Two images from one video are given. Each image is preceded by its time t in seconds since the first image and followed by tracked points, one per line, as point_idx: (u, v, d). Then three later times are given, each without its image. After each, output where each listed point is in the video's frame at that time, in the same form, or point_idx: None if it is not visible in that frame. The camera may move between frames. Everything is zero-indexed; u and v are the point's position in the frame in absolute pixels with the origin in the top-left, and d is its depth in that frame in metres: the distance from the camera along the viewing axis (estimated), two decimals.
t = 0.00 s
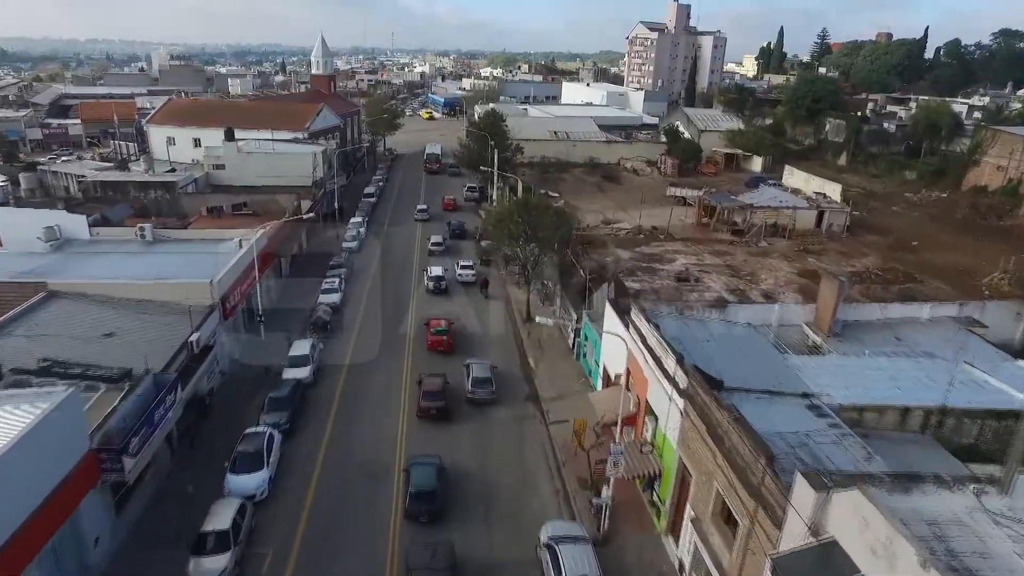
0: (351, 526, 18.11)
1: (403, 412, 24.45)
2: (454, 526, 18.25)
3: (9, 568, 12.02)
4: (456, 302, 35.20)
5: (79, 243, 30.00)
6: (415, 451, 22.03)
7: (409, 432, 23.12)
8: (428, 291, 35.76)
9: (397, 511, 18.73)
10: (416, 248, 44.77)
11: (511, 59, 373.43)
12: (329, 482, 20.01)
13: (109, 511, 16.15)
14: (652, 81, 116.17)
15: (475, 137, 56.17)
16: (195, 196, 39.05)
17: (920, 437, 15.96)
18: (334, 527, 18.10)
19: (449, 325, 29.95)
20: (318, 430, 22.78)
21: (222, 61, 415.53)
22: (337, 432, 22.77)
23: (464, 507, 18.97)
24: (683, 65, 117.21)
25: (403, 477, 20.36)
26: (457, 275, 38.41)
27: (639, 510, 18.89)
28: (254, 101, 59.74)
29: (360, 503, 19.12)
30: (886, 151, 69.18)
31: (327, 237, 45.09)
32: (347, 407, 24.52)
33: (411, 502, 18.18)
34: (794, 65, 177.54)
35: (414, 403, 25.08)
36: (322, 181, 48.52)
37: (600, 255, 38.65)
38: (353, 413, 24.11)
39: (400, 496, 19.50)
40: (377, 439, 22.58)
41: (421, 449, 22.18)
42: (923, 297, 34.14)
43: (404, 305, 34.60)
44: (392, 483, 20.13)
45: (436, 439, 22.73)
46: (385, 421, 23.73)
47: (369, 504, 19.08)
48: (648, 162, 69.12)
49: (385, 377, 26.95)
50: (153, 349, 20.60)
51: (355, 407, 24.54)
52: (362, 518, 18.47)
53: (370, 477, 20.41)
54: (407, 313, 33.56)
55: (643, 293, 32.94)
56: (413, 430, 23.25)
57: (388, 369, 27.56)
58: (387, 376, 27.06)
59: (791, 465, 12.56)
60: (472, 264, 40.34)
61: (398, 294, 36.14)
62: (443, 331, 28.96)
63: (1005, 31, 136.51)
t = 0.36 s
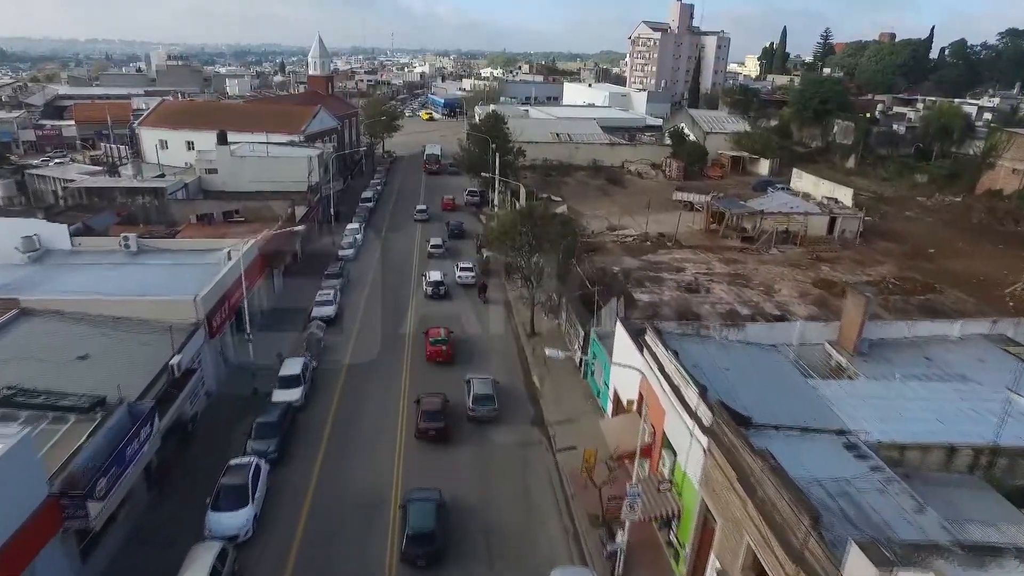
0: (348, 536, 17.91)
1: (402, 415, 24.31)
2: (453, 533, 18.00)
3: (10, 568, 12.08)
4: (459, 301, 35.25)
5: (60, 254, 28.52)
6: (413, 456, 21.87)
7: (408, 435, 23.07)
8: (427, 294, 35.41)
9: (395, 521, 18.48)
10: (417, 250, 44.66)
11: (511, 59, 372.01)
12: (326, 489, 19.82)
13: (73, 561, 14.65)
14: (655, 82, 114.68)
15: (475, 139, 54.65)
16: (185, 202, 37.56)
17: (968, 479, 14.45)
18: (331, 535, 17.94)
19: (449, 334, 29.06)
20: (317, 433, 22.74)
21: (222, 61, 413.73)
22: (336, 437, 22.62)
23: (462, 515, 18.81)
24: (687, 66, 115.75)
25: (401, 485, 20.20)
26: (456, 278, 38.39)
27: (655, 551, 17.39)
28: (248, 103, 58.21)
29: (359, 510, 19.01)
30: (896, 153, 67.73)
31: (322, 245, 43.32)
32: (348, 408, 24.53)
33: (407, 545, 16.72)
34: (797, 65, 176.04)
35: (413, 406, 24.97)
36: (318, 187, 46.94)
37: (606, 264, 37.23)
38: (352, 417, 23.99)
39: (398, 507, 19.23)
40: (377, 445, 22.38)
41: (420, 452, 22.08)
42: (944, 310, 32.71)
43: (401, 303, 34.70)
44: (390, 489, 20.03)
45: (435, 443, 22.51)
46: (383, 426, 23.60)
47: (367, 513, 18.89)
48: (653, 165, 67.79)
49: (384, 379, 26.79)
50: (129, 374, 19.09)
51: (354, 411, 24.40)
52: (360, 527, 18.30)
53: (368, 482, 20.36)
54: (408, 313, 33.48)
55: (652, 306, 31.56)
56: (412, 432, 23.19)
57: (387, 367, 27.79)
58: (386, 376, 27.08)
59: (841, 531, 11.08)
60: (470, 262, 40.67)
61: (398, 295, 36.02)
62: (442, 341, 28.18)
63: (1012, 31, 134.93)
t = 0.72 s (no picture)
0: (345, 545, 17.72)
1: (400, 417, 24.07)
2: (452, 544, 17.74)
3: None
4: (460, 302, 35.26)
5: (38, 266, 27.08)
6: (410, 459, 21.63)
7: (406, 437, 22.89)
8: (426, 298, 35.04)
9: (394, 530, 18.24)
10: (416, 252, 44.09)
11: (511, 59, 370.87)
12: (323, 497, 19.59)
13: None
14: (658, 83, 113.24)
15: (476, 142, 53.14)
16: (174, 209, 36.12)
17: None
18: (327, 544, 17.73)
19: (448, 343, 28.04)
20: (315, 437, 22.60)
21: (221, 61, 412.45)
22: (333, 441, 22.42)
23: (459, 523, 18.62)
24: (690, 66, 114.34)
25: (400, 491, 19.98)
26: (455, 279, 38.19)
27: None
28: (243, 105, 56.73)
29: (357, 516, 18.84)
30: (905, 156, 66.36)
31: (317, 253, 41.43)
32: (346, 409, 24.41)
33: None
34: (800, 65, 174.58)
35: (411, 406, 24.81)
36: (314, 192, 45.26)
37: (613, 274, 35.82)
38: (350, 419, 23.78)
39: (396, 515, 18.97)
40: (376, 449, 22.13)
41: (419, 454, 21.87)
42: (968, 323, 31.30)
43: (401, 303, 34.84)
44: (388, 495, 19.85)
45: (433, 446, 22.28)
46: (381, 428, 23.41)
47: (364, 521, 18.66)
48: (657, 167, 66.38)
49: (383, 381, 26.51)
50: (103, 404, 17.65)
51: (353, 413, 24.16)
52: (357, 536, 18.07)
53: (365, 486, 20.21)
54: (406, 314, 33.32)
55: (662, 319, 30.18)
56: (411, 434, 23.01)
57: (386, 367, 27.71)
58: (384, 376, 26.94)
59: None
60: (469, 264, 40.05)
61: (397, 296, 35.78)
62: (440, 351, 27.10)
63: (1018, 30, 133.47)
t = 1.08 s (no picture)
0: (342, 554, 17.43)
1: (399, 419, 23.81)
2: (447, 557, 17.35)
3: None
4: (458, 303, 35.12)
5: (15, 279, 25.61)
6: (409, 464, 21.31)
7: (406, 440, 22.65)
8: (425, 300, 34.72)
9: (393, 542, 17.81)
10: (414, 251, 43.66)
11: (512, 59, 369.18)
12: (320, 506, 19.23)
13: None
14: (661, 83, 111.74)
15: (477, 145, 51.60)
16: (162, 216, 34.62)
17: None
18: (324, 553, 17.45)
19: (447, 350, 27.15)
20: (314, 440, 22.38)
21: (221, 61, 411.16)
22: (332, 445, 22.16)
23: (459, 532, 18.32)
24: (694, 66, 112.80)
25: (399, 498, 19.68)
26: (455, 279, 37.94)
27: None
28: (237, 106, 55.28)
29: (355, 523, 18.60)
30: (916, 158, 64.95)
31: (314, 265, 39.62)
32: (347, 411, 24.21)
33: None
34: (803, 65, 173.13)
35: (410, 408, 24.60)
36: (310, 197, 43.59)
37: (620, 285, 34.45)
38: (349, 422, 23.55)
39: (395, 525, 18.61)
40: (375, 454, 21.84)
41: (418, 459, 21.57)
42: (994, 337, 29.85)
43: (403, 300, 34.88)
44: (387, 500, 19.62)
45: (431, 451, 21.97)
46: (381, 431, 23.15)
47: (362, 529, 18.37)
48: (662, 170, 64.95)
49: (383, 383, 26.17)
50: (70, 437, 16.20)
51: (352, 416, 23.92)
52: (355, 546, 17.73)
53: (363, 491, 19.98)
54: (404, 316, 33.06)
55: (673, 334, 28.73)
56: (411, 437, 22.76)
57: (386, 368, 27.53)
58: (383, 377, 26.71)
59: None
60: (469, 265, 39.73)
61: (396, 297, 35.50)
62: (439, 358, 26.25)
63: None
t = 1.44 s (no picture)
0: (338, 560, 17.16)
1: (397, 422, 23.62)
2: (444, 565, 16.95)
3: None
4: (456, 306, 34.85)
5: None
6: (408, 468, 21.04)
7: (404, 443, 22.44)
8: (422, 301, 34.44)
9: (390, 548, 17.52)
10: (413, 252, 43.39)
11: (512, 59, 367.84)
12: (316, 511, 18.97)
13: None
14: (664, 84, 110.23)
15: (477, 148, 49.97)
16: (149, 223, 33.02)
17: None
18: (321, 559, 17.19)
19: (445, 357, 26.44)
20: (312, 444, 22.13)
21: (221, 61, 409.90)
22: (330, 448, 21.97)
23: (459, 541, 17.92)
24: (698, 66, 111.14)
25: (396, 503, 19.44)
26: (454, 279, 37.82)
27: None
28: (230, 108, 53.77)
29: (352, 528, 18.34)
30: (927, 161, 63.46)
31: (310, 278, 37.71)
32: (344, 414, 24.01)
33: None
34: (807, 65, 171.44)
35: (408, 411, 24.37)
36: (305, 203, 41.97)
37: (627, 297, 32.94)
38: (347, 424, 23.36)
39: (392, 530, 18.36)
40: (374, 460, 21.49)
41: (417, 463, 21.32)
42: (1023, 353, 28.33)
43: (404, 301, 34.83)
44: (384, 504, 19.37)
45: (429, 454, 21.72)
46: (378, 434, 22.93)
47: (360, 535, 18.08)
48: (668, 173, 63.46)
49: (381, 386, 25.90)
50: (29, 479, 14.69)
51: (351, 418, 23.74)
52: (352, 551, 17.48)
53: (361, 496, 19.70)
54: (402, 317, 32.91)
55: (685, 352, 27.22)
56: (409, 440, 22.53)
57: (385, 369, 27.38)
58: (381, 379, 26.55)
59: None
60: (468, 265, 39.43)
61: (394, 300, 35.24)
62: (437, 367, 25.52)
63: None
